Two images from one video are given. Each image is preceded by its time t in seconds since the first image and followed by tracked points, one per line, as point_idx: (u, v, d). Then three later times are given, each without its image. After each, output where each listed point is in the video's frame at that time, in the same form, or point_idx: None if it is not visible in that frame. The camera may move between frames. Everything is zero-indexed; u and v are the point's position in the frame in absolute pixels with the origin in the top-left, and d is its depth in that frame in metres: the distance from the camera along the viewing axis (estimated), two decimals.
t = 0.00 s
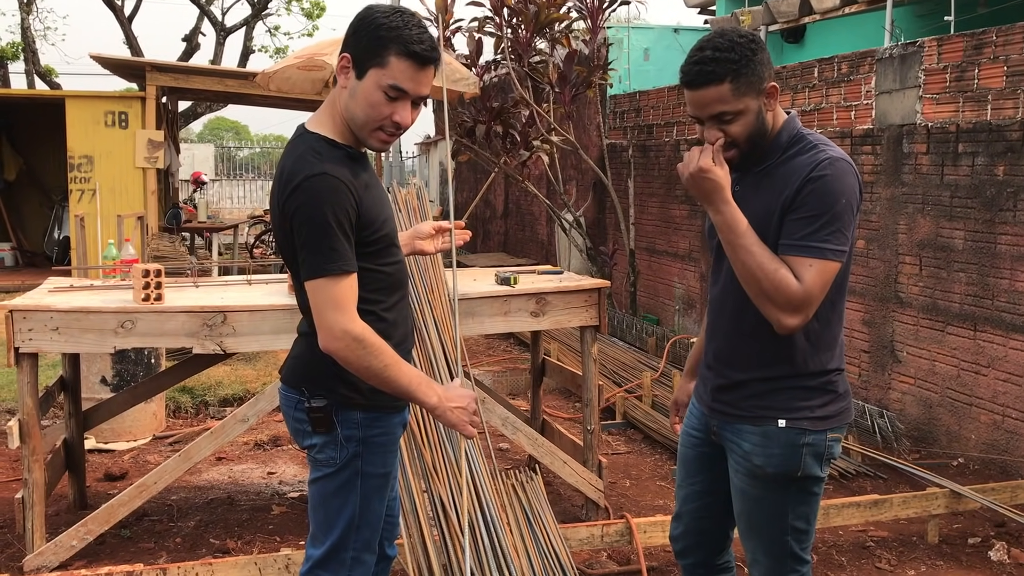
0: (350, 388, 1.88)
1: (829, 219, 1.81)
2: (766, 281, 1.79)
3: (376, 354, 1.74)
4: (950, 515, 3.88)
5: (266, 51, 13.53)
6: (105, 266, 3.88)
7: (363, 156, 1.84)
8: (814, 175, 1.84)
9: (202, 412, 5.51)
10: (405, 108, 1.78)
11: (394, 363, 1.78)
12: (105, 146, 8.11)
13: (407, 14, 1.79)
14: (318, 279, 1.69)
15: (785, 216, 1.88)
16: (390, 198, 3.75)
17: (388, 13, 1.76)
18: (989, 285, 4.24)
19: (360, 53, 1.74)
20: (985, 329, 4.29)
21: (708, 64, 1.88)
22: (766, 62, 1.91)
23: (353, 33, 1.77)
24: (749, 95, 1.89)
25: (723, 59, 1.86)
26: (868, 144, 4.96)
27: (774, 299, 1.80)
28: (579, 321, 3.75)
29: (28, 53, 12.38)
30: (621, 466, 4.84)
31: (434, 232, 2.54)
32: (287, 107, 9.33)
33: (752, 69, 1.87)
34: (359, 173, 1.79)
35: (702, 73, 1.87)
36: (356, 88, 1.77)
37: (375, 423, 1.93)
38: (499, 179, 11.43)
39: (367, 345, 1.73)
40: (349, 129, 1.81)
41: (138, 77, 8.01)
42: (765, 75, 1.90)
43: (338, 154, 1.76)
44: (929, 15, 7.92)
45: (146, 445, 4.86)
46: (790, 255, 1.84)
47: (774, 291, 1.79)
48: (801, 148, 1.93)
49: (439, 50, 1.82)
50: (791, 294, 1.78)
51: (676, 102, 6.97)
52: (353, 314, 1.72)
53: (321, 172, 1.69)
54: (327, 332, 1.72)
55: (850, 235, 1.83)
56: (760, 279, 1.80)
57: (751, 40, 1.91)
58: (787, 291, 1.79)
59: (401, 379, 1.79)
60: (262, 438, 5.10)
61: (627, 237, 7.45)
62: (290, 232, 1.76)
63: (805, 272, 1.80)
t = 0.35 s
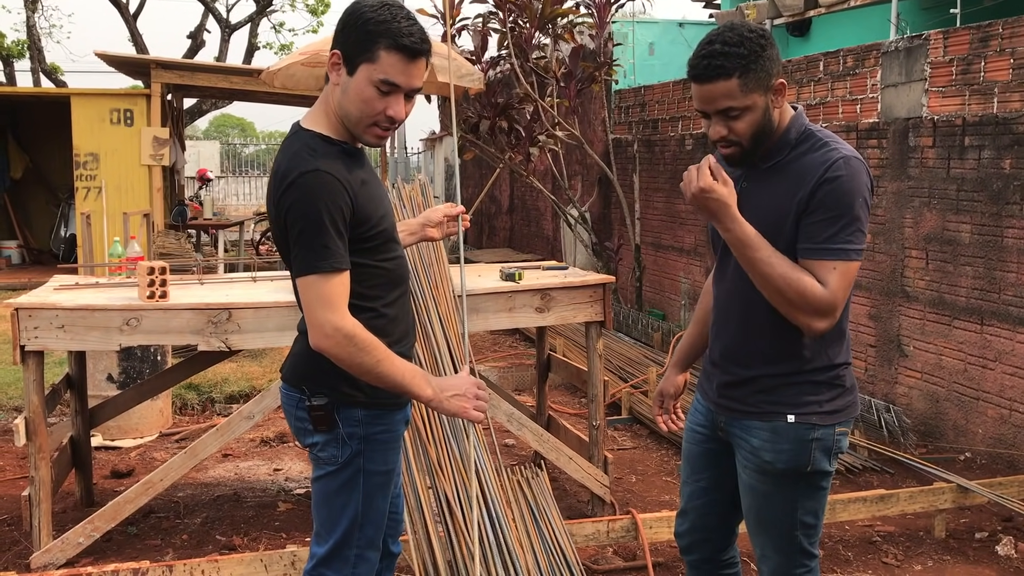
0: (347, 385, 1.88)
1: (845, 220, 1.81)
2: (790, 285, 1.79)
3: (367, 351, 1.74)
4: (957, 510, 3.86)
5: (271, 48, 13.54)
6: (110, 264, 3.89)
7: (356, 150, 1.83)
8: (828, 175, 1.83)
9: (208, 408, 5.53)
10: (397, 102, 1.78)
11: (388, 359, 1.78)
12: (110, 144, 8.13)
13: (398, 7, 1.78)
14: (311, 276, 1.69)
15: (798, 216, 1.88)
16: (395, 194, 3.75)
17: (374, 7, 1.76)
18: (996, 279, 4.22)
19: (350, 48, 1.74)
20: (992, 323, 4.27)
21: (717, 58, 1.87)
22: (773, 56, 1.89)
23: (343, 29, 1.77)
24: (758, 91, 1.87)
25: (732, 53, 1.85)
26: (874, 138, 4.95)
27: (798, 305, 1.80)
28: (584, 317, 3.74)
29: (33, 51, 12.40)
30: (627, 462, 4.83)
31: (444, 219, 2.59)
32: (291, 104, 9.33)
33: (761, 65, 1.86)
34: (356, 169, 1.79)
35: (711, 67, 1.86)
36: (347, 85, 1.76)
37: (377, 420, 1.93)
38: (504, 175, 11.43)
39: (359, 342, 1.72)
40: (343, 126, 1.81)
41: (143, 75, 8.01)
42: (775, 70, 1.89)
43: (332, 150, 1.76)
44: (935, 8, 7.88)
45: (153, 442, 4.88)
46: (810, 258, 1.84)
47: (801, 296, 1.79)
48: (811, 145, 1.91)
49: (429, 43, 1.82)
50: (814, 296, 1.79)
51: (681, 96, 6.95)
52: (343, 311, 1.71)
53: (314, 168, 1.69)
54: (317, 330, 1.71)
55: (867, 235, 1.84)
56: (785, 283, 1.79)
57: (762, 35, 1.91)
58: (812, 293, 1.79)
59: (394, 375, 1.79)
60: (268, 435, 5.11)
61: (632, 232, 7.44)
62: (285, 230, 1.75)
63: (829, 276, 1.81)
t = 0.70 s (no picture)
0: (339, 390, 1.89)
1: (858, 227, 1.80)
2: (823, 325, 1.83)
3: (361, 355, 1.75)
4: (960, 512, 3.86)
5: (273, 51, 13.56)
6: (113, 268, 3.90)
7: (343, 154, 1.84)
8: (834, 184, 1.82)
9: (211, 412, 5.54)
10: (389, 106, 1.79)
11: (384, 360, 1.78)
12: (113, 148, 8.16)
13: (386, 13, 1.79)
14: (299, 284, 1.70)
15: (800, 222, 1.87)
16: (396, 197, 3.76)
17: (356, 11, 1.76)
18: (998, 280, 4.22)
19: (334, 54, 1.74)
20: (994, 324, 4.26)
21: (713, 57, 1.89)
22: (770, 60, 1.90)
23: (326, 34, 1.76)
24: (751, 93, 1.88)
25: (729, 53, 1.88)
26: (876, 139, 4.95)
27: (850, 342, 1.82)
28: (586, 320, 3.75)
29: (37, 55, 12.44)
30: (630, 464, 4.84)
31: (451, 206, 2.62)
32: (293, 107, 9.34)
33: (757, 67, 1.88)
34: (343, 174, 1.80)
35: (707, 65, 1.89)
36: (337, 92, 1.76)
37: (368, 426, 1.93)
38: (506, 178, 11.44)
39: (351, 346, 1.73)
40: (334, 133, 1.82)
41: (145, 79, 8.03)
42: (772, 74, 1.90)
43: (318, 157, 1.77)
44: (936, 9, 7.88)
45: (156, 446, 4.89)
46: (829, 270, 1.84)
47: (839, 331, 1.82)
48: (812, 149, 1.91)
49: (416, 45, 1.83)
50: (851, 323, 1.81)
51: (683, 99, 6.96)
52: (336, 316, 1.72)
53: (298, 176, 1.70)
54: (309, 336, 1.72)
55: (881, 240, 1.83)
56: (821, 328, 1.83)
57: (762, 37, 1.92)
58: (856, 321, 1.81)
59: (390, 376, 1.79)
60: (272, 438, 5.12)
61: (635, 234, 7.44)
62: (272, 237, 1.76)
63: (851, 293, 1.82)
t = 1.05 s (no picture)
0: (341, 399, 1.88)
1: (866, 239, 1.80)
2: (834, 348, 1.82)
3: (328, 381, 1.74)
4: (964, 519, 3.85)
5: (277, 59, 13.61)
6: (116, 276, 3.91)
7: (343, 165, 1.84)
8: (841, 195, 1.82)
9: (214, 419, 5.54)
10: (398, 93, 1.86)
11: (349, 388, 1.76)
12: (117, 156, 8.19)
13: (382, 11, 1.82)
14: (298, 301, 1.70)
15: (804, 233, 1.87)
16: (400, 204, 3.77)
17: (364, 18, 1.75)
18: (1001, 287, 4.22)
19: (342, 66, 1.75)
20: (998, 332, 4.26)
21: (710, 64, 1.92)
22: (770, 69, 1.92)
23: (324, 46, 1.75)
24: (748, 101, 1.91)
25: (725, 61, 1.91)
26: (878, 146, 4.95)
27: (862, 363, 1.81)
28: (589, 327, 3.75)
29: (41, 63, 12.49)
30: (633, 472, 4.83)
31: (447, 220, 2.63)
32: (296, 115, 9.37)
33: (753, 76, 1.90)
34: (349, 187, 1.80)
35: (704, 73, 1.93)
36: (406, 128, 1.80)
37: (374, 435, 1.93)
38: (509, 185, 11.46)
39: (317, 370, 1.72)
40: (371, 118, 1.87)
41: (149, 87, 8.06)
42: (769, 83, 1.92)
43: (324, 171, 1.77)
44: (938, 17, 7.90)
45: (159, 453, 4.89)
46: (837, 281, 1.84)
47: (856, 357, 1.80)
48: (816, 159, 1.91)
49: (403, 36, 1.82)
50: (862, 348, 1.80)
51: (685, 107, 6.97)
52: (315, 336, 1.73)
53: (305, 193, 1.70)
54: (286, 351, 1.74)
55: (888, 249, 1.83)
56: (836, 358, 1.82)
57: (761, 45, 1.94)
58: (867, 346, 1.80)
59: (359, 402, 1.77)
60: (274, 445, 5.12)
61: (637, 241, 7.45)
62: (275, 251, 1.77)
63: (862, 309, 1.82)
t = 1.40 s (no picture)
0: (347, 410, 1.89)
1: (864, 252, 1.80)
2: (831, 368, 1.81)
3: (351, 396, 1.75)
4: (967, 531, 3.84)
5: (281, 70, 13.68)
6: (121, 285, 3.92)
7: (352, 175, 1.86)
8: (842, 207, 1.83)
9: (217, 428, 5.55)
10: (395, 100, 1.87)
11: (370, 408, 1.76)
12: (122, 165, 8.22)
13: (387, 24, 1.82)
14: (315, 308, 1.71)
15: (804, 243, 1.88)
16: (404, 215, 3.79)
17: (364, 27, 1.76)
18: (1003, 299, 4.22)
19: (325, 78, 1.79)
20: (1000, 344, 4.25)
21: (711, 70, 1.99)
22: (768, 83, 1.94)
23: (318, 58, 1.78)
24: (726, 108, 1.97)
25: (717, 65, 1.98)
26: (880, 158, 4.97)
27: (862, 381, 1.80)
28: (591, 337, 3.76)
29: (46, 73, 12.56)
30: (635, 483, 4.82)
31: (436, 239, 2.60)
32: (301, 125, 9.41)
33: (738, 85, 1.95)
34: (360, 196, 1.81)
35: (701, 73, 2.03)
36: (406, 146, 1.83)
37: (379, 445, 1.94)
38: (512, 196, 11.49)
39: (342, 383, 1.73)
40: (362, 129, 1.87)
41: (154, 97, 8.10)
42: (755, 94, 1.94)
43: (337, 181, 1.79)
44: (940, 29, 7.92)
45: (162, 462, 4.90)
46: (835, 294, 1.84)
47: (855, 376, 1.79)
48: (819, 171, 1.92)
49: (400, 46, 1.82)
50: (857, 367, 1.79)
51: (688, 118, 6.98)
52: (341, 347, 1.74)
53: (323, 201, 1.71)
54: (313, 360, 1.74)
55: (887, 264, 1.83)
56: (835, 378, 1.81)
57: (760, 55, 1.96)
58: (864, 365, 1.79)
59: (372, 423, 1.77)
60: (277, 455, 5.12)
61: (640, 252, 7.46)
62: (290, 258, 1.77)
63: (860, 324, 1.81)
